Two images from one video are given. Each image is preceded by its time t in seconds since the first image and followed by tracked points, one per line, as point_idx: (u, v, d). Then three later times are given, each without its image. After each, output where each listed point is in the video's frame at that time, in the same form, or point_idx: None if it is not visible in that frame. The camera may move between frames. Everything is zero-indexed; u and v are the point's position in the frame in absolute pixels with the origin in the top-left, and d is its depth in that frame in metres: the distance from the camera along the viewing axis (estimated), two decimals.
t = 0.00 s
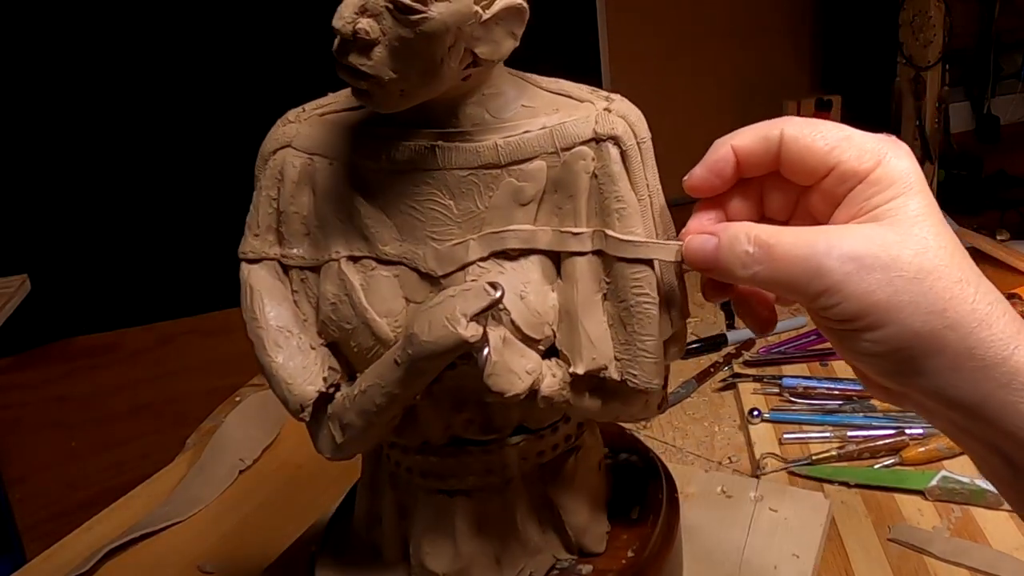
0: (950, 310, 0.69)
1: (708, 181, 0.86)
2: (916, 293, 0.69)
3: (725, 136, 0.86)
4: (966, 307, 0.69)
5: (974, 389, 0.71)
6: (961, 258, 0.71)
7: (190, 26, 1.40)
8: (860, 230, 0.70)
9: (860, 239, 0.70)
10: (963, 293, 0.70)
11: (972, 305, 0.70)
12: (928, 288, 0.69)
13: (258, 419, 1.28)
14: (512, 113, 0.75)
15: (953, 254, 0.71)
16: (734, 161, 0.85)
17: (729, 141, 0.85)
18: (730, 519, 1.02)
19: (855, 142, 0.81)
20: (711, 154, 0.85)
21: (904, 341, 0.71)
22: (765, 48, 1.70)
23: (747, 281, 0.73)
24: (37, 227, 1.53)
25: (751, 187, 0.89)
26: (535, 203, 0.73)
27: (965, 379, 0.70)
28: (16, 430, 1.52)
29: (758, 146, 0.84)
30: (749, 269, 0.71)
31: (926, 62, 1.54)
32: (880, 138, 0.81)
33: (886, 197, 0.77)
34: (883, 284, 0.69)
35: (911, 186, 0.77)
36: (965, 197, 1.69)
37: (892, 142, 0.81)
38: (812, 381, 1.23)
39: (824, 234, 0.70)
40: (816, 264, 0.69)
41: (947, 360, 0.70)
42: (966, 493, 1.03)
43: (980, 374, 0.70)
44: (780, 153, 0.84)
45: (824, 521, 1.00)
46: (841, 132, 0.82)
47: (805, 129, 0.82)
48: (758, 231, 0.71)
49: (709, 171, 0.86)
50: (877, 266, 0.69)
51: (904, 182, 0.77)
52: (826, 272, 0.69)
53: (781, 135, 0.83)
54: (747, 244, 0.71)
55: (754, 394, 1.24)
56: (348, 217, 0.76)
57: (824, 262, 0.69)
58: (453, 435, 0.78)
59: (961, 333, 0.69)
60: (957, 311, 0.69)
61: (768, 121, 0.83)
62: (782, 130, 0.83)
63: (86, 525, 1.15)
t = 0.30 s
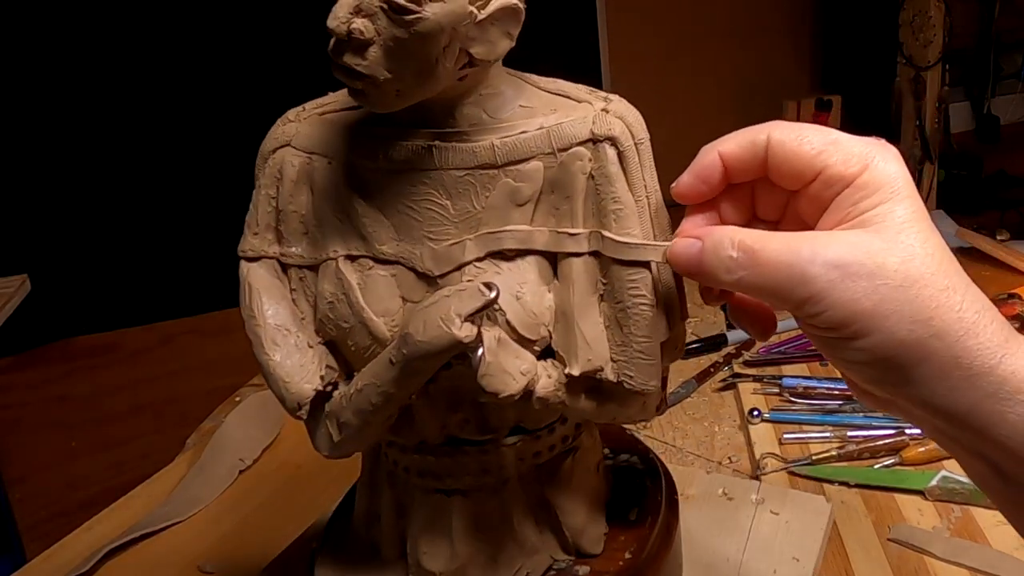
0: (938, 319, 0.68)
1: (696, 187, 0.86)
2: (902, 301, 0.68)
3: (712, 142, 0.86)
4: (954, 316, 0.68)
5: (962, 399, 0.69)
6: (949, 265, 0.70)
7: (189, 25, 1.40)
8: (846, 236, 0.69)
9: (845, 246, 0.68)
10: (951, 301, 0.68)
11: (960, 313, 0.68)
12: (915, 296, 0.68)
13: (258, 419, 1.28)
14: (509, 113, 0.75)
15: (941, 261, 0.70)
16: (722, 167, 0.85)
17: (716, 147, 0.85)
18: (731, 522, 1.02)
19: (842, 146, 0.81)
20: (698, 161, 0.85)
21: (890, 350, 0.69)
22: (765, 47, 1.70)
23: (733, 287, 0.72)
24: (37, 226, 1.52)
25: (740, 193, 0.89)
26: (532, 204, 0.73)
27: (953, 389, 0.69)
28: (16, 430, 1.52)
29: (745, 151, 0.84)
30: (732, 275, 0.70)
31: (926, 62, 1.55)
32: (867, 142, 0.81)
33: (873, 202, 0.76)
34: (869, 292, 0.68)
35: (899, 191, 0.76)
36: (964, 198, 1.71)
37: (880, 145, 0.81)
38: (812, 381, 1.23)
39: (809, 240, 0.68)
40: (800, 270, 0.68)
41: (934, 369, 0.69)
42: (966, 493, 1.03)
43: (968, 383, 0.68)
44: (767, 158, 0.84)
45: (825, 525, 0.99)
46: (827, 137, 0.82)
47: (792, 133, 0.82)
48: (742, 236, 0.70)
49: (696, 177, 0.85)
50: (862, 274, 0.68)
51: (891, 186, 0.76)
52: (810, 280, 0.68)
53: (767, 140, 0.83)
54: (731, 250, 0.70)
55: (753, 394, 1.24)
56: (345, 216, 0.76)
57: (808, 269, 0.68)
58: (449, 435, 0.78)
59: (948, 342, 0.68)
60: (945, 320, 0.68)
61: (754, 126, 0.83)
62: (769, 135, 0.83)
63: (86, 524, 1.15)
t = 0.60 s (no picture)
0: (930, 313, 0.67)
1: (689, 185, 0.85)
2: (894, 295, 0.67)
3: (702, 141, 0.86)
4: (946, 311, 0.68)
5: (956, 396, 0.68)
6: (942, 260, 0.70)
7: (188, 25, 1.40)
8: (836, 231, 0.70)
9: (835, 240, 0.69)
10: (944, 296, 0.68)
11: (952, 308, 0.68)
12: (906, 291, 0.67)
13: (258, 419, 1.28)
14: (508, 113, 0.75)
15: (933, 256, 0.69)
16: (713, 164, 0.85)
17: (707, 144, 0.85)
18: (730, 522, 1.02)
19: (832, 141, 0.81)
20: (690, 159, 0.85)
21: (882, 346, 0.69)
22: (765, 47, 1.70)
23: (725, 284, 0.73)
24: (37, 226, 1.52)
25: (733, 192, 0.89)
26: (531, 204, 0.73)
27: (946, 384, 0.68)
28: (15, 430, 1.52)
29: (736, 148, 0.84)
30: (722, 270, 0.71)
31: (926, 62, 1.56)
32: (858, 137, 0.81)
33: (864, 196, 0.76)
34: (860, 286, 0.68)
35: (890, 186, 0.76)
36: (964, 198, 1.71)
37: (870, 139, 0.81)
38: (812, 381, 1.23)
39: (799, 235, 0.69)
40: (790, 264, 0.68)
41: (927, 364, 0.68)
42: (966, 493, 1.03)
43: (962, 379, 0.68)
44: (759, 153, 0.83)
45: (826, 525, 0.99)
46: (819, 131, 0.82)
47: (782, 128, 0.82)
48: (733, 231, 0.70)
49: (689, 175, 0.85)
50: (852, 268, 0.68)
51: (882, 180, 0.76)
52: (800, 273, 0.68)
53: (758, 135, 0.83)
54: (721, 244, 0.70)
55: (753, 394, 1.24)
56: (345, 216, 0.76)
57: (798, 263, 0.68)
58: (448, 434, 0.78)
59: (940, 336, 0.67)
60: (937, 315, 0.67)
61: (745, 122, 0.84)
62: (759, 130, 0.83)
63: (86, 524, 1.15)
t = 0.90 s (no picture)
0: (918, 319, 0.67)
1: (680, 188, 0.83)
2: (881, 301, 0.67)
3: (692, 144, 0.85)
4: (936, 316, 0.67)
5: (946, 401, 0.68)
6: (933, 265, 0.69)
7: (188, 25, 1.40)
8: (824, 235, 0.69)
9: (823, 245, 0.68)
10: (933, 302, 0.67)
11: (942, 314, 0.67)
12: (894, 297, 0.67)
13: (257, 419, 1.28)
14: (507, 113, 0.75)
15: (923, 259, 0.69)
16: (704, 167, 0.84)
17: (698, 147, 0.84)
18: (730, 523, 1.02)
19: (822, 142, 0.81)
20: (679, 162, 0.83)
21: (871, 352, 0.68)
22: (765, 47, 1.70)
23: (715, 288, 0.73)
24: (37, 226, 1.52)
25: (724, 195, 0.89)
26: (530, 204, 0.73)
27: (936, 390, 0.67)
28: (15, 430, 1.52)
29: (726, 149, 0.84)
30: (710, 275, 0.70)
31: (926, 62, 1.56)
32: (848, 137, 0.81)
33: (854, 198, 0.75)
34: (846, 292, 0.67)
35: (880, 187, 0.75)
36: (964, 198, 1.71)
37: (861, 140, 0.81)
38: (812, 381, 1.23)
39: (785, 239, 0.68)
40: (775, 269, 0.68)
41: (916, 370, 0.67)
42: (966, 493, 1.03)
43: (952, 385, 0.67)
44: (748, 154, 0.83)
45: (826, 526, 0.99)
46: (808, 132, 0.82)
47: (771, 129, 0.82)
48: (721, 235, 0.70)
49: (679, 178, 0.82)
50: (839, 274, 0.67)
51: (872, 182, 0.76)
52: (786, 279, 0.68)
53: (748, 136, 0.83)
54: (709, 249, 0.70)
55: (753, 394, 1.24)
56: (343, 217, 0.76)
57: (783, 268, 0.68)
58: (446, 434, 0.78)
59: (929, 342, 0.67)
60: (926, 320, 0.67)
61: (734, 124, 0.84)
62: (749, 132, 0.83)
63: (86, 524, 1.15)
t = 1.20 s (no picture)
0: (909, 327, 0.66)
1: (681, 189, 0.85)
2: (871, 309, 0.66)
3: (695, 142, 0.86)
4: (928, 324, 0.66)
5: (941, 408, 0.67)
6: (929, 268, 0.68)
7: (190, 27, 1.40)
8: (815, 239, 0.69)
9: (812, 250, 0.68)
10: (926, 308, 0.66)
11: (935, 320, 0.66)
12: (884, 302, 0.66)
13: (257, 419, 1.28)
14: (507, 113, 0.75)
15: (916, 263, 0.68)
16: (704, 165, 0.85)
17: (697, 144, 0.85)
18: (730, 524, 1.02)
19: (818, 139, 0.79)
20: (680, 161, 0.85)
21: (863, 358, 0.68)
22: (765, 47, 1.70)
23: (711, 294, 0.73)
24: (37, 226, 1.52)
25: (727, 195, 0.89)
26: (530, 204, 0.73)
27: (929, 398, 0.67)
28: (15, 431, 1.52)
29: (724, 146, 0.84)
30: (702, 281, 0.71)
31: (926, 62, 1.55)
32: (847, 132, 0.79)
33: (848, 197, 0.74)
34: (835, 298, 0.67)
35: (878, 184, 0.73)
36: (964, 198, 1.71)
37: (860, 135, 0.79)
38: (812, 381, 1.23)
39: (775, 245, 0.68)
40: (762, 277, 0.68)
41: (908, 378, 0.67)
42: (967, 493, 1.03)
43: (945, 394, 0.66)
44: (746, 150, 0.83)
45: (826, 526, 0.99)
46: (807, 128, 0.80)
47: (769, 124, 0.81)
48: (712, 239, 0.70)
49: (680, 178, 0.85)
50: (827, 280, 0.67)
51: (868, 180, 0.74)
52: (773, 286, 0.68)
53: (744, 131, 0.82)
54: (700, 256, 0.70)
55: (753, 394, 1.24)
56: (344, 216, 0.76)
57: (771, 276, 0.68)
58: (446, 434, 0.78)
59: (921, 351, 0.66)
60: (918, 328, 0.66)
61: (733, 119, 0.83)
62: (745, 127, 0.82)
63: (86, 525, 1.15)
